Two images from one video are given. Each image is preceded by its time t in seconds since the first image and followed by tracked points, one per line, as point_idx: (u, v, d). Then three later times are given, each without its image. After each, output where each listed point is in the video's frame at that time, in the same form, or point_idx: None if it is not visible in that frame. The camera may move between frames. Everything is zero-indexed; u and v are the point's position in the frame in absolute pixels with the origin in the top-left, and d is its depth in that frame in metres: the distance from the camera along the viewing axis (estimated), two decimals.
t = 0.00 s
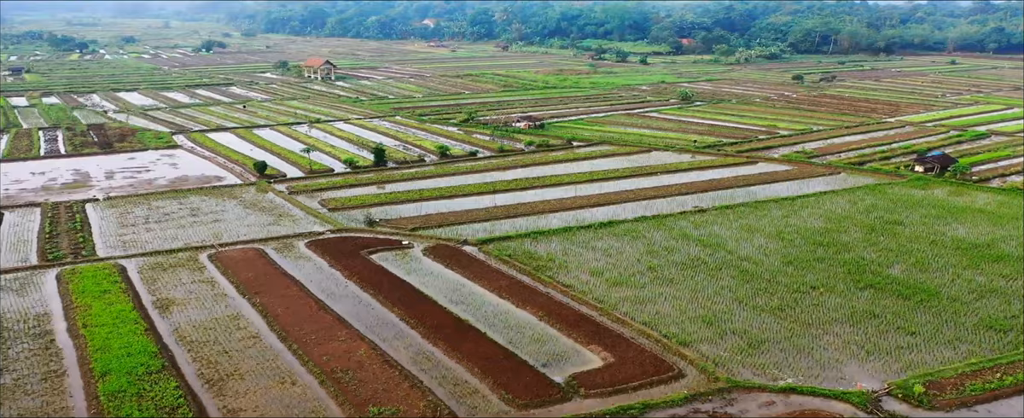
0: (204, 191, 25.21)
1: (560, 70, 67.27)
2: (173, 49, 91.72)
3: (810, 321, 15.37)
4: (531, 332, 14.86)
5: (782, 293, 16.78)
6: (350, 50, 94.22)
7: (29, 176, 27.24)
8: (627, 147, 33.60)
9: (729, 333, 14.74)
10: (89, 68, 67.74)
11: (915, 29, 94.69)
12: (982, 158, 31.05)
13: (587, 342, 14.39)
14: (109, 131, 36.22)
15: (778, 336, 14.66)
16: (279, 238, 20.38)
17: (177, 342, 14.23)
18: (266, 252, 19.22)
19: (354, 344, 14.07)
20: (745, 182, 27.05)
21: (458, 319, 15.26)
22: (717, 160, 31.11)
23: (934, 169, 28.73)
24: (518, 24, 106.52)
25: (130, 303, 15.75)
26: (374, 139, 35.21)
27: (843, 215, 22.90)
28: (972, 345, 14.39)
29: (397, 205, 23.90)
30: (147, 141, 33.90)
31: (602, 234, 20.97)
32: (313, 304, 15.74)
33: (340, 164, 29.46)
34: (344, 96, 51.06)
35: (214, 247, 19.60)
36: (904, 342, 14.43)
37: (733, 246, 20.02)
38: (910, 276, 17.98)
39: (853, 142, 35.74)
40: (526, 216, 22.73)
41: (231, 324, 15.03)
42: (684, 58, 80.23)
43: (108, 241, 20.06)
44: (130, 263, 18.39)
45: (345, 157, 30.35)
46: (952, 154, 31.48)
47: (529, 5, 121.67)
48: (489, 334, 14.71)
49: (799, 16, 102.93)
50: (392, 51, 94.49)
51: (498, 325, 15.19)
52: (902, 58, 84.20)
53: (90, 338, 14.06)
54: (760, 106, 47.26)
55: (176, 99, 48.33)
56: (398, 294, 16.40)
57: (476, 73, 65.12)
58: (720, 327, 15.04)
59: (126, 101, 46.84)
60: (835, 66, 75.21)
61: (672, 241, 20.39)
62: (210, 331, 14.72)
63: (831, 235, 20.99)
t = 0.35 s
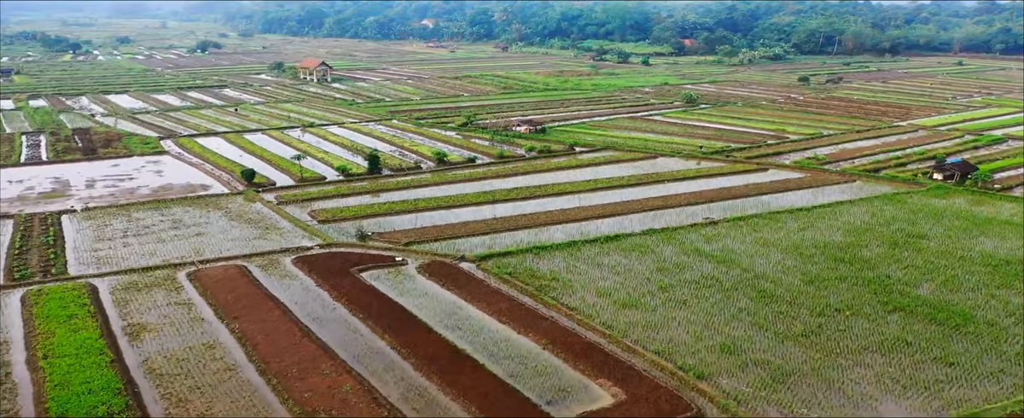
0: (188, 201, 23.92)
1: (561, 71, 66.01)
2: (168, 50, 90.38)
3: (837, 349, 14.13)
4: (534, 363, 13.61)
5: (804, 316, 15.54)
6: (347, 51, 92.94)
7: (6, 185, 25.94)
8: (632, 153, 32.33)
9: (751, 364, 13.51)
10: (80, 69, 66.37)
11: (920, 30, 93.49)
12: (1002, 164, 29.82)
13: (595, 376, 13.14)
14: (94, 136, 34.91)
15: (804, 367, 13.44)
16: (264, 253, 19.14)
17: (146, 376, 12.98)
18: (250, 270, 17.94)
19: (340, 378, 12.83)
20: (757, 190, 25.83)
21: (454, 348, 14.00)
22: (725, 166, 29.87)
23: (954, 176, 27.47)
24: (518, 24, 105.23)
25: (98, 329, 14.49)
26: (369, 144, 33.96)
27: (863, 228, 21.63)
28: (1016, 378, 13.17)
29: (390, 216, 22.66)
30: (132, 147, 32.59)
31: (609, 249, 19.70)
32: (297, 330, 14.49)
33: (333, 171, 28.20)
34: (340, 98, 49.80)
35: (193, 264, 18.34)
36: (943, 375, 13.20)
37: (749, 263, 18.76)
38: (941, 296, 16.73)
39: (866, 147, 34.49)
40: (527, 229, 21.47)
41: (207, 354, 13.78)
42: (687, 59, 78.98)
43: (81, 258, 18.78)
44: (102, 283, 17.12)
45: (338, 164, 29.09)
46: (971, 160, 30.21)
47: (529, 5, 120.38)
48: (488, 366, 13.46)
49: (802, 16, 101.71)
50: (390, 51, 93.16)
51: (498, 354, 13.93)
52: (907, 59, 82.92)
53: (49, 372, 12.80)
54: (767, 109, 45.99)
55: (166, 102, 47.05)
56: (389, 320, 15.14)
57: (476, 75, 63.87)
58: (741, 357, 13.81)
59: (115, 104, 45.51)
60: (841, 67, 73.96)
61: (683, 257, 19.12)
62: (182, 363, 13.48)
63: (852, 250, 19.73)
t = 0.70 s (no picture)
0: (171, 212, 22.75)
1: (562, 72, 64.86)
2: (163, 51, 89.13)
3: (867, 380, 13.01)
4: (536, 396, 12.47)
5: (829, 341, 14.41)
6: (345, 51, 91.78)
7: None
8: (636, 158, 31.19)
9: (774, 398, 12.40)
10: (72, 71, 65.14)
11: (925, 30, 92.45)
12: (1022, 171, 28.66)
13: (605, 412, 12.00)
14: (79, 141, 33.71)
15: (832, 401, 12.33)
16: (249, 270, 17.99)
17: (111, 413, 11.84)
18: (232, 289, 16.78)
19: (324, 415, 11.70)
20: (768, 199, 24.70)
21: (450, 379, 12.86)
22: (734, 173, 28.74)
23: (974, 184, 26.31)
24: (518, 24, 104.09)
25: (62, 358, 13.33)
26: (364, 149, 32.78)
27: (883, 241, 20.48)
28: None
29: (384, 227, 21.51)
30: (118, 152, 31.42)
31: (615, 265, 18.56)
32: (279, 359, 13.34)
33: (325, 179, 27.04)
34: (336, 101, 48.66)
35: (172, 281, 17.18)
36: (984, 411, 12.09)
37: (765, 280, 17.62)
38: (973, 318, 15.60)
39: (878, 152, 33.35)
40: (528, 242, 20.31)
41: (181, 387, 12.64)
42: (690, 60, 77.86)
43: (52, 275, 17.62)
44: (73, 303, 15.97)
45: (331, 171, 27.96)
46: (990, 166, 29.05)
47: (529, 5, 119.24)
48: (486, 400, 12.33)
49: (805, 16, 100.63)
50: (388, 52, 92.02)
51: (497, 386, 12.79)
52: (913, 60, 81.87)
53: (6, 409, 11.67)
54: (773, 112, 44.87)
55: (158, 104, 45.89)
56: (380, 347, 13.99)
57: (475, 76, 62.75)
58: (763, 388, 12.69)
59: (104, 107, 44.30)
60: (846, 68, 72.86)
61: (694, 274, 17.98)
62: (153, 396, 12.34)
63: (873, 266, 18.59)
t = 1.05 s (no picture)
0: (152, 225, 21.50)
1: (563, 74, 63.67)
2: (158, 51, 87.84)
3: None
4: None
5: (860, 374, 13.17)
6: (342, 52, 90.57)
7: None
8: (641, 165, 29.96)
9: None
10: (63, 72, 63.86)
11: (930, 30, 91.29)
12: None
13: None
14: (62, 146, 32.43)
15: None
16: (230, 290, 16.71)
17: None
18: (210, 313, 15.52)
19: None
20: (782, 211, 23.44)
21: None
22: (745, 181, 27.49)
23: (997, 192, 25.03)
24: (518, 25, 102.88)
25: (16, 398, 12.10)
26: (359, 156, 31.50)
27: (909, 257, 19.21)
28: None
29: (377, 242, 20.25)
30: (101, 158, 30.15)
31: (623, 284, 17.28)
32: (256, 398, 12.09)
33: (317, 188, 25.75)
34: (331, 104, 47.37)
35: (146, 305, 15.89)
36: None
37: (785, 302, 16.37)
38: (1014, 346, 14.36)
39: (893, 158, 32.10)
40: (529, 258, 19.06)
41: None
42: (693, 61, 76.64)
43: (18, 296, 16.37)
44: (36, 329, 14.73)
45: (323, 179, 26.72)
46: (1011, 174, 27.79)
47: (529, 5, 117.98)
48: None
49: (809, 16, 99.43)
50: (386, 53, 90.81)
51: None
52: (919, 61, 80.68)
53: None
54: (781, 115, 43.64)
55: (148, 108, 44.61)
56: (368, 383, 12.71)
57: (474, 78, 61.53)
58: None
59: (92, 110, 43.01)
60: (852, 70, 71.65)
61: (709, 295, 16.71)
62: None
63: (900, 286, 17.34)
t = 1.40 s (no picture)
0: (132, 238, 20.35)
1: (564, 75, 62.53)
2: (153, 52, 86.71)
3: None
4: None
5: (895, 411, 12.05)
6: (340, 53, 89.47)
7: None
8: (647, 172, 28.84)
9: None
10: (55, 74, 62.75)
11: (936, 30, 90.14)
12: None
13: None
14: (46, 152, 31.30)
15: None
16: (208, 313, 15.55)
17: None
18: (186, 338, 14.38)
19: None
20: (797, 222, 22.32)
21: None
22: (755, 189, 26.37)
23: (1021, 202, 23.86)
24: (518, 25, 101.78)
25: None
26: (353, 162, 30.39)
27: (935, 274, 18.07)
28: None
29: (370, 257, 19.14)
30: (85, 165, 29.01)
31: (632, 305, 16.16)
32: None
33: (308, 198, 24.67)
34: (327, 106, 46.24)
35: (117, 329, 14.74)
36: None
37: (806, 325, 15.24)
38: None
39: (907, 164, 30.94)
40: (531, 275, 17.93)
41: None
42: (695, 62, 75.52)
43: None
44: None
45: (315, 188, 25.60)
46: None
47: (529, 5, 116.84)
48: None
49: (812, 16, 98.33)
50: (385, 53, 89.69)
51: None
52: (925, 62, 79.58)
53: None
54: (788, 118, 42.52)
55: (138, 110, 43.51)
56: None
57: (474, 79, 60.40)
58: None
59: (80, 113, 41.87)
60: (857, 71, 70.53)
61: (725, 317, 15.58)
62: None
63: (929, 306, 16.20)
